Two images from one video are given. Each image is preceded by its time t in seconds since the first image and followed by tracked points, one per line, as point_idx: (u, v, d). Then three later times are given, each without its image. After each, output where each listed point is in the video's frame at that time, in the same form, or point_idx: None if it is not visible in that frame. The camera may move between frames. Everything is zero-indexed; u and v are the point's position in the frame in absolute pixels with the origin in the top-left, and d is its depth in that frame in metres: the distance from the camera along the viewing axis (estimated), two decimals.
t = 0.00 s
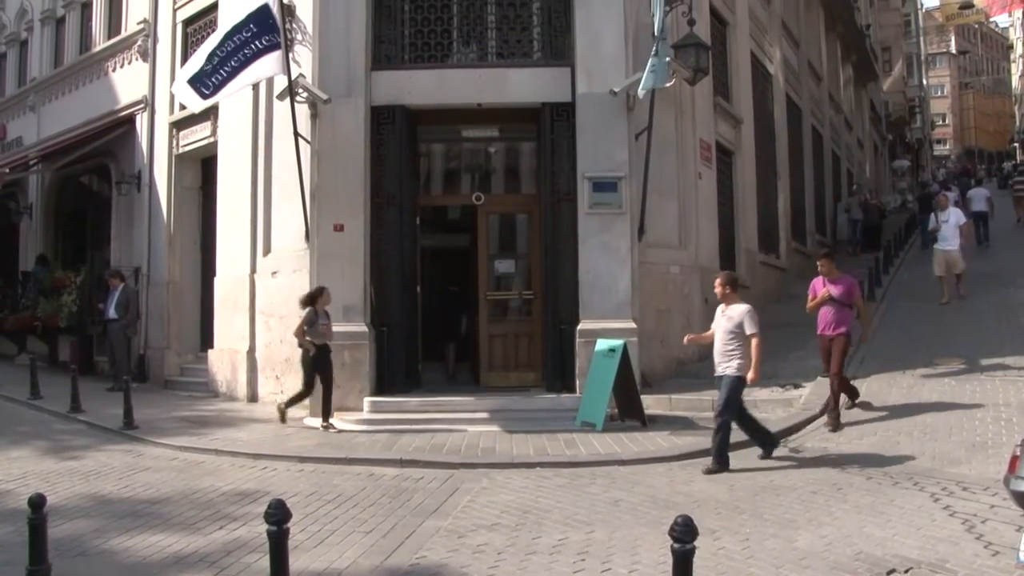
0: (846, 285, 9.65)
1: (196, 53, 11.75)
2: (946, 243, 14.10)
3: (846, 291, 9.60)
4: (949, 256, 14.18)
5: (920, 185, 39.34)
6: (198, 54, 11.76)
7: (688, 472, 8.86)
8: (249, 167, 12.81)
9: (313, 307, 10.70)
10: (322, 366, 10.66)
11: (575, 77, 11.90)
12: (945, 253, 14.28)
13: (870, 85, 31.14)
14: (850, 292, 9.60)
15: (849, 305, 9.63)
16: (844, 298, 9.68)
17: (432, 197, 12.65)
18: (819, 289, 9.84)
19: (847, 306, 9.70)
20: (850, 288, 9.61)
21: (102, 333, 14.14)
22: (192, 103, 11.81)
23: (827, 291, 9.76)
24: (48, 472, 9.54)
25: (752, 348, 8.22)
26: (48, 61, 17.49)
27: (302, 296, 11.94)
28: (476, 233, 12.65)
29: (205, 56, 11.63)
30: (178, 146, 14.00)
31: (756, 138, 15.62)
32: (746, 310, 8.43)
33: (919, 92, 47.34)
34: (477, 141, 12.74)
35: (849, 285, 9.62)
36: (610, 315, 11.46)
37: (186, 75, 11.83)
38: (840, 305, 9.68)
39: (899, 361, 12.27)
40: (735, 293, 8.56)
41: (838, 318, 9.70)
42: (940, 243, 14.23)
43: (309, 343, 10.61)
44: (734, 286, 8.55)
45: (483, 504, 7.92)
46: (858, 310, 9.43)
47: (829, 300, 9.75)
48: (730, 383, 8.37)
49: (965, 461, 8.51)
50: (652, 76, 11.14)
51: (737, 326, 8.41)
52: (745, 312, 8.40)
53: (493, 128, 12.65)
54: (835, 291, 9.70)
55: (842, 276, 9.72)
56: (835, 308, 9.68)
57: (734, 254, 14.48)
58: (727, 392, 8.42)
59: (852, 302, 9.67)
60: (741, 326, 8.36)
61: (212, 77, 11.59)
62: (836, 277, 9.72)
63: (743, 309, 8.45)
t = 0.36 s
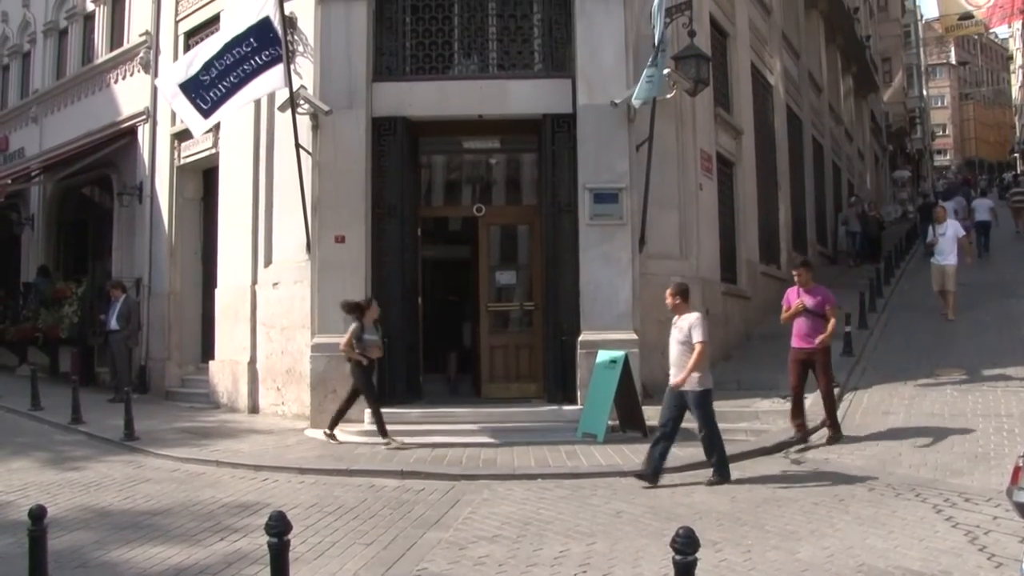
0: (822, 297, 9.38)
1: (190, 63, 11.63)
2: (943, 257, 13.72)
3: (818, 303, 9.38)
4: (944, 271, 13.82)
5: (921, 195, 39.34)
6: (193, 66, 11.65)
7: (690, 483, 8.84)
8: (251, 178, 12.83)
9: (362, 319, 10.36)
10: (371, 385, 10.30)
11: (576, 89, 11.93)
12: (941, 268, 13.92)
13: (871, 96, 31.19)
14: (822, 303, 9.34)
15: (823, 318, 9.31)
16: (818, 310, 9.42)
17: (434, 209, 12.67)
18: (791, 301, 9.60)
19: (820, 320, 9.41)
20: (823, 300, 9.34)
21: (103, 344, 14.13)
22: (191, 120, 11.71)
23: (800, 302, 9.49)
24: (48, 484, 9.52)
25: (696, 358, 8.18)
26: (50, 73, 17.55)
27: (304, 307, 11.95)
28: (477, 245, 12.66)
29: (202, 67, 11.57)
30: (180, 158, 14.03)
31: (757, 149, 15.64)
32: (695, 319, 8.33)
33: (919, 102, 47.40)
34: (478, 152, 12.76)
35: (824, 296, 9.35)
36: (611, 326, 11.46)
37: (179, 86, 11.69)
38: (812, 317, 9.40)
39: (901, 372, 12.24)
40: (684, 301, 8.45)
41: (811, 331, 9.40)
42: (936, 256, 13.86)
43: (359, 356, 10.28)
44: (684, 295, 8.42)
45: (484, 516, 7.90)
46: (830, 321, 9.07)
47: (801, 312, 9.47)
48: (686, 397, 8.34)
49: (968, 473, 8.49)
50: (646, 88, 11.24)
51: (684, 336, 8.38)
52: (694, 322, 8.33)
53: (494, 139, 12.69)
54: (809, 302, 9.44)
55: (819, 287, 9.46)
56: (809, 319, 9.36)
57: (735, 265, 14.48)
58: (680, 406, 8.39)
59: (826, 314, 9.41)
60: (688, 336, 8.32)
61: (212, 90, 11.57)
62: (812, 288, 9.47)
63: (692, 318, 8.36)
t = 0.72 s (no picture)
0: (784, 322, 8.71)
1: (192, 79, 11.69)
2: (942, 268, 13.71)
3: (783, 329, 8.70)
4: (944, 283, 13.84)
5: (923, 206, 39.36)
6: (194, 83, 11.72)
7: (693, 496, 8.82)
8: (253, 191, 12.83)
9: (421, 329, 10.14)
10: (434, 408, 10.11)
11: (577, 102, 11.95)
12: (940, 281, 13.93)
13: (871, 109, 31.22)
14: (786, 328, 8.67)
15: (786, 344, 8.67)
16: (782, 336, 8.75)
17: (436, 222, 12.67)
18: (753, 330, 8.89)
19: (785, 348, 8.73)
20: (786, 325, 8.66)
21: (105, 357, 14.11)
22: (193, 137, 11.75)
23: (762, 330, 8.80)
24: (49, 497, 9.50)
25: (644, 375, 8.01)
26: (53, 87, 17.60)
27: (305, 320, 11.94)
28: (479, 258, 12.66)
29: (203, 82, 11.61)
30: (182, 171, 14.04)
31: (759, 162, 15.66)
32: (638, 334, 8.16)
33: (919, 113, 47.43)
34: (480, 166, 12.79)
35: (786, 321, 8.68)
36: (613, 339, 11.45)
37: (180, 103, 11.74)
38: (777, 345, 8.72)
39: (904, 385, 12.21)
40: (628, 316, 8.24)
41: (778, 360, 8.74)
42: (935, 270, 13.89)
43: (414, 368, 10.03)
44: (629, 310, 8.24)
45: (486, 529, 7.88)
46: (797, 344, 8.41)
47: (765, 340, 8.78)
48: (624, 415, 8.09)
49: (971, 485, 8.45)
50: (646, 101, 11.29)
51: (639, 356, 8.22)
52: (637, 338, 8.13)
53: (496, 153, 12.71)
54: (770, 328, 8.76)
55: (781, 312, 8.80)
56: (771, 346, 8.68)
57: (737, 277, 14.47)
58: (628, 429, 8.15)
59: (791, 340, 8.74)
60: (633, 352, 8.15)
61: (214, 107, 11.60)
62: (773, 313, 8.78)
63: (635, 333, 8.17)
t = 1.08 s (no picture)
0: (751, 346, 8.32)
1: (195, 94, 11.60)
2: (935, 287, 13.50)
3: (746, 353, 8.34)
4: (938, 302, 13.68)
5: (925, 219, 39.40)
6: (198, 99, 11.62)
7: (695, 511, 8.79)
8: (255, 206, 12.86)
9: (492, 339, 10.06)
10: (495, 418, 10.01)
11: (578, 117, 11.98)
12: (934, 300, 13.74)
13: (872, 123, 31.24)
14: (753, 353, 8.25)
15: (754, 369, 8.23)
16: (747, 360, 8.39)
17: (437, 237, 12.69)
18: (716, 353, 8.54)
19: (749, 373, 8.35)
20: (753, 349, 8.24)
21: (107, 371, 14.11)
22: (197, 152, 11.63)
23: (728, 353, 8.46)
24: (51, 512, 9.49)
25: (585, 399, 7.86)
26: (57, 102, 17.66)
27: (307, 334, 11.95)
28: (480, 273, 12.67)
29: (207, 98, 11.57)
30: (185, 186, 14.06)
31: (760, 175, 15.69)
32: (580, 358, 8.04)
33: (920, 127, 47.60)
34: (481, 180, 12.82)
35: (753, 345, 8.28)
36: (614, 354, 11.45)
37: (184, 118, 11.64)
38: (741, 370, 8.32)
39: (906, 399, 12.18)
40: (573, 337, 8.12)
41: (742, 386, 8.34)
42: (929, 289, 13.72)
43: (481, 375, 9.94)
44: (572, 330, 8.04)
45: (488, 544, 7.86)
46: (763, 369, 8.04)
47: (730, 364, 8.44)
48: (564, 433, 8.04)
49: (974, 500, 8.43)
50: (650, 117, 11.32)
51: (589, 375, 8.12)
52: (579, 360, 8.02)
53: (497, 167, 12.75)
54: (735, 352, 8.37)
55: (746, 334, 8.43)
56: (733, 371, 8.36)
57: (739, 291, 14.48)
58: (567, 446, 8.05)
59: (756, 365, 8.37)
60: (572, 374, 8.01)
61: (218, 123, 11.55)
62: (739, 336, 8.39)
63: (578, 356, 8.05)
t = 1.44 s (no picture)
0: (710, 355, 7.87)
1: (203, 114, 11.61)
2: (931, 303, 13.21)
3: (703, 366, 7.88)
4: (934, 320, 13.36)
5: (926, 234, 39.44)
6: (206, 120, 11.63)
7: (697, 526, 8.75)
8: (256, 222, 12.87)
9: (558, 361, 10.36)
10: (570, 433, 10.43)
11: (580, 133, 12.01)
12: (931, 317, 13.40)
13: (872, 137, 31.28)
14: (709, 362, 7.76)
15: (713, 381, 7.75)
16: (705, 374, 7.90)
17: (438, 253, 12.69)
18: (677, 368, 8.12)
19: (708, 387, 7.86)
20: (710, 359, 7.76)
21: (108, 387, 14.11)
22: (208, 172, 11.63)
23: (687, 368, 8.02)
24: (51, 528, 9.47)
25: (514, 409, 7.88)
26: (60, 117, 17.72)
27: (308, 350, 11.95)
28: (482, 289, 12.67)
29: (217, 118, 11.60)
30: (187, 202, 14.09)
31: (761, 190, 15.71)
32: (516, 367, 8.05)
33: (920, 143, 47.72)
34: (482, 196, 12.84)
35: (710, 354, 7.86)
36: (616, 369, 11.45)
37: (196, 140, 11.63)
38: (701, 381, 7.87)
39: (909, 413, 12.15)
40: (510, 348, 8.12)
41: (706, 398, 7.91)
42: (925, 305, 13.39)
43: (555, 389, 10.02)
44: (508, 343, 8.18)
45: (490, 561, 7.83)
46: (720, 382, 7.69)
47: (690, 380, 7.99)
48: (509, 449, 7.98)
49: (978, 515, 8.41)
50: (654, 131, 11.33)
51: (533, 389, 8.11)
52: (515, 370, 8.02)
53: (498, 183, 12.77)
54: (693, 362, 7.95)
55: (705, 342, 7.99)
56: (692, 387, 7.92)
57: (740, 306, 14.47)
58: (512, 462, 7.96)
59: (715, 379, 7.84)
60: (510, 386, 8.05)
61: (228, 142, 11.57)
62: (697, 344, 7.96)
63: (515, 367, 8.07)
